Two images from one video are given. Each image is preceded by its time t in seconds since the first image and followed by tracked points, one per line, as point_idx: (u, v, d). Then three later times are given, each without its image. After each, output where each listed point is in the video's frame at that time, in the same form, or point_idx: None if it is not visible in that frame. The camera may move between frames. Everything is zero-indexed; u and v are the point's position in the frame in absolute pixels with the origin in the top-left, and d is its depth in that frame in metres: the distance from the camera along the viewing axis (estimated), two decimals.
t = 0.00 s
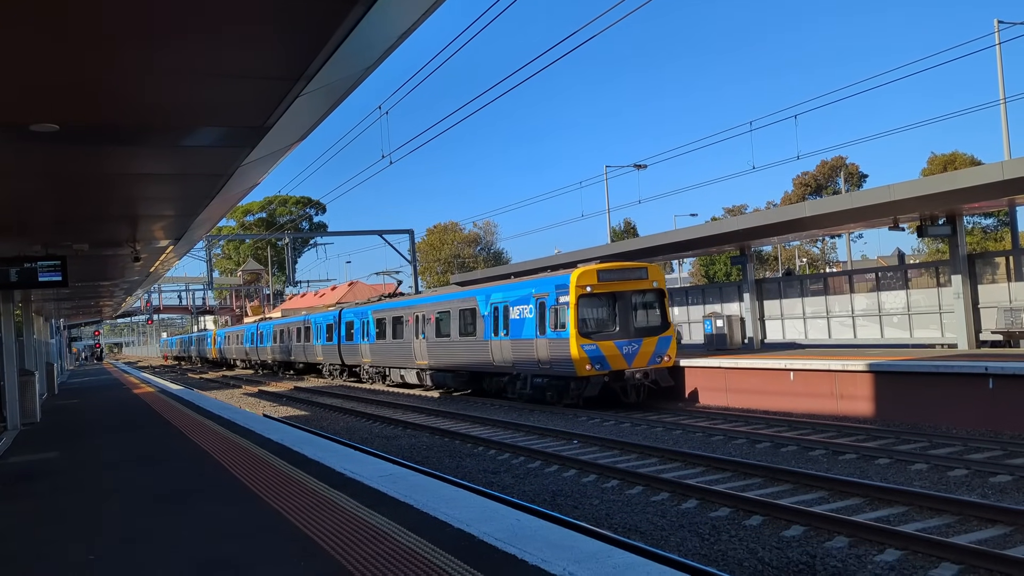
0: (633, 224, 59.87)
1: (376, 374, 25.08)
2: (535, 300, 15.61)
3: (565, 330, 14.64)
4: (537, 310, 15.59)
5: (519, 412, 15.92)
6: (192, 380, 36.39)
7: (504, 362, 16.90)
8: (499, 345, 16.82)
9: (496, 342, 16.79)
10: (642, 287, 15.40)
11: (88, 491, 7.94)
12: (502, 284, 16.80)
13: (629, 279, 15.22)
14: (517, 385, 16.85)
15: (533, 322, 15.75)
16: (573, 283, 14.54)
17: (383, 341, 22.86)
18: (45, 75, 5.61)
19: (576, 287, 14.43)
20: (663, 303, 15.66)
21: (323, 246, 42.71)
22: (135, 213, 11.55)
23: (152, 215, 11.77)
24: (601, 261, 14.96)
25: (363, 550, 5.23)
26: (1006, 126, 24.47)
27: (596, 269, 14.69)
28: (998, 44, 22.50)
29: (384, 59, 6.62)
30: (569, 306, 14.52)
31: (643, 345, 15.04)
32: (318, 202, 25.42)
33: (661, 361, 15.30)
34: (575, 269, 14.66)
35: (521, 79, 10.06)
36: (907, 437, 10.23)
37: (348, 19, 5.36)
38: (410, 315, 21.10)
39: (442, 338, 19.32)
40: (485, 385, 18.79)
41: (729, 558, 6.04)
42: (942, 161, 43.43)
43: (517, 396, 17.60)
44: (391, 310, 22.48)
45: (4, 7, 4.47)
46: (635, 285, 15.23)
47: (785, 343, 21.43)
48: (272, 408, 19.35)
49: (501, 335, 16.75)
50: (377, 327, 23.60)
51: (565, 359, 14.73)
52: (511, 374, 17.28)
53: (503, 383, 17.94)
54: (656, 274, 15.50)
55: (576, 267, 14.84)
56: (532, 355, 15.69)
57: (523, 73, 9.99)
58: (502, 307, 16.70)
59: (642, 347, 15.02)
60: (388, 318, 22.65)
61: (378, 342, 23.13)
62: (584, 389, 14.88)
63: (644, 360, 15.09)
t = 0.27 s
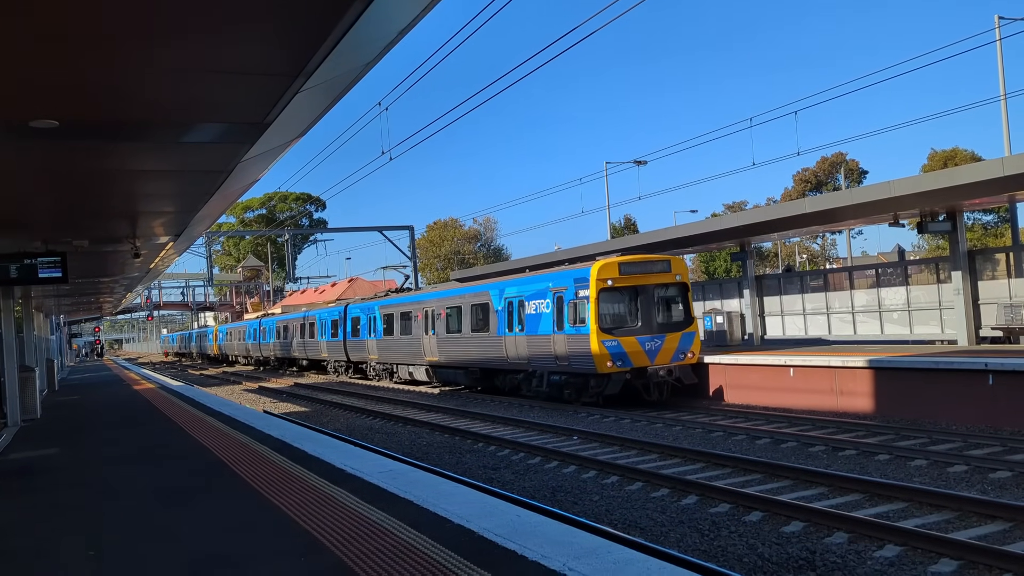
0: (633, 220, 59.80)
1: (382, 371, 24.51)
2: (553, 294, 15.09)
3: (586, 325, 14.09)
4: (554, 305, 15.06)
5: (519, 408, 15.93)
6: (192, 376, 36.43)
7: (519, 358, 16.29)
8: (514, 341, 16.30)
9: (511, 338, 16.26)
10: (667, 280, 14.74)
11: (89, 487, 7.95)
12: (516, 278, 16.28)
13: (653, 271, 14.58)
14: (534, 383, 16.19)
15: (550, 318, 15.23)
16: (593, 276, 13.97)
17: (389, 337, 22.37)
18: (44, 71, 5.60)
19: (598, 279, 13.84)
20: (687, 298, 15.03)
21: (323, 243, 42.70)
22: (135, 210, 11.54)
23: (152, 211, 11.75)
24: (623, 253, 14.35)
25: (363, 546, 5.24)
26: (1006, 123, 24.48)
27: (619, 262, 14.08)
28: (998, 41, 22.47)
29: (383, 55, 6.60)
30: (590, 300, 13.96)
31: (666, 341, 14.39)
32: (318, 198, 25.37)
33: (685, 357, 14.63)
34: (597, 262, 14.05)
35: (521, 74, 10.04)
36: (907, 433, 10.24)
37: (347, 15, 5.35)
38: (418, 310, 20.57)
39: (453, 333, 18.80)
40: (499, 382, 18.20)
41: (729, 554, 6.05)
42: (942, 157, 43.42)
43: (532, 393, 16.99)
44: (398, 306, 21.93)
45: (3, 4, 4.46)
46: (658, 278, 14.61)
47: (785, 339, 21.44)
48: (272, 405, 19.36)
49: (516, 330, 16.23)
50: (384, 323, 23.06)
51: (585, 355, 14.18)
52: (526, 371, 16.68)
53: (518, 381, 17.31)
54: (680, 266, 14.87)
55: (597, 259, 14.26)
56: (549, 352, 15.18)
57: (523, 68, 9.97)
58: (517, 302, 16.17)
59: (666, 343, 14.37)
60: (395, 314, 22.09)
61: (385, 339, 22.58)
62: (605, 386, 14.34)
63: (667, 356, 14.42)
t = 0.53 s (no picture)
0: (633, 218, 59.74)
1: (390, 370, 24.03)
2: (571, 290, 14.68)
3: (608, 322, 13.68)
4: (573, 302, 14.65)
5: (519, 406, 15.94)
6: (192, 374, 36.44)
7: (535, 356, 15.89)
8: (529, 338, 15.91)
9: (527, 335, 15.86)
10: (690, 276, 14.32)
11: (90, 485, 7.95)
12: (532, 274, 15.89)
13: (676, 267, 14.16)
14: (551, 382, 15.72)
15: (568, 315, 14.83)
16: (615, 271, 13.57)
17: (397, 335, 22.02)
18: (44, 70, 5.60)
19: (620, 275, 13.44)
20: (711, 294, 14.59)
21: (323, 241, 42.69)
22: (135, 208, 11.53)
23: (152, 209, 11.74)
24: (646, 248, 13.96)
25: (363, 544, 5.25)
26: (1006, 122, 24.48)
27: (641, 256, 13.68)
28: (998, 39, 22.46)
29: (383, 54, 6.60)
30: (612, 296, 13.57)
31: (691, 340, 13.94)
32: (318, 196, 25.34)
33: (710, 356, 14.17)
34: (618, 257, 13.66)
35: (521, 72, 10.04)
36: (907, 431, 10.24)
37: (347, 14, 5.35)
38: (428, 307, 20.20)
39: (465, 331, 18.42)
40: (514, 381, 17.74)
41: (729, 552, 6.05)
42: (942, 155, 43.42)
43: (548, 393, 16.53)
44: (406, 303, 21.53)
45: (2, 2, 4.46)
46: (682, 274, 14.18)
47: (785, 338, 21.45)
48: (272, 403, 19.37)
49: (532, 327, 15.84)
50: (391, 320, 22.67)
51: (607, 353, 13.75)
52: (542, 369, 16.25)
53: (534, 381, 16.82)
54: (704, 262, 14.43)
55: (619, 254, 13.87)
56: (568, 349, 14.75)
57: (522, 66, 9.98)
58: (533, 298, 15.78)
59: (690, 341, 13.92)
60: (404, 311, 21.68)
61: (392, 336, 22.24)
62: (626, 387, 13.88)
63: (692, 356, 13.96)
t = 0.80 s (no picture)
0: (633, 217, 59.74)
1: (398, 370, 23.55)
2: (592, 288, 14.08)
3: (631, 320, 13.01)
4: (594, 299, 14.06)
5: (519, 405, 15.94)
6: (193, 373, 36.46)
7: (552, 355, 15.33)
8: (546, 337, 15.38)
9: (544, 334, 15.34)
10: (717, 272, 13.65)
11: (90, 484, 7.95)
12: (550, 270, 15.36)
13: (702, 262, 13.48)
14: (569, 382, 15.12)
15: (588, 313, 14.25)
16: (639, 267, 12.92)
17: (405, 334, 21.64)
18: (45, 69, 5.60)
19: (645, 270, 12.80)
20: (739, 291, 13.96)
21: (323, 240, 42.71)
22: (134, 207, 11.52)
23: (152, 208, 11.72)
24: (671, 242, 13.29)
25: (363, 542, 5.26)
26: (1006, 120, 24.52)
27: (667, 251, 13.05)
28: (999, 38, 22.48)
29: (384, 53, 6.60)
30: (635, 293, 12.91)
31: (719, 339, 13.25)
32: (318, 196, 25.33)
33: (738, 356, 13.48)
34: (642, 251, 13.02)
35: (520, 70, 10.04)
36: (907, 430, 10.25)
37: (348, 13, 5.36)
38: (438, 305, 19.76)
39: (477, 329, 17.96)
40: (529, 381, 17.21)
41: (730, 551, 6.05)
42: (943, 155, 43.43)
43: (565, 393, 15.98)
44: (417, 301, 21.06)
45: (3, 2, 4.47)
46: (708, 269, 13.55)
47: (785, 337, 21.47)
48: (272, 402, 19.37)
49: (549, 326, 15.30)
50: (400, 318, 22.22)
51: (629, 354, 13.13)
52: (559, 369, 15.69)
53: (551, 381, 16.28)
54: (732, 256, 13.83)
55: (642, 249, 13.20)
56: (588, 349, 14.18)
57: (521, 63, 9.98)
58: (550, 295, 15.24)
59: (718, 340, 13.24)
60: (415, 309, 21.20)
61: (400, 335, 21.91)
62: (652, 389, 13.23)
63: (719, 355, 13.27)
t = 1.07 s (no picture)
0: (633, 217, 59.73)
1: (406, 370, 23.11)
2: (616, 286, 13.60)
3: (659, 318, 12.50)
4: (616, 297, 13.60)
5: (519, 405, 15.94)
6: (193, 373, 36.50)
7: (571, 355, 14.85)
8: (564, 336, 14.95)
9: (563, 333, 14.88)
10: (747, 268, 13.13)
11: (91, 484, 7.94)
12: (569, 267, 14.91)
13: (732, 258, 12.97)
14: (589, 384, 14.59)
15: (610, 311, 13.79)
16: (667, 263, 12.42)
17: (413, 333, 21.31)
18: (45, 69, 5.60)
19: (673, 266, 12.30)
20: (769, 288, 13.42)
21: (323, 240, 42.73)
22: (134, 207, 11.53)
23: (152, 208, 11.72)
24: (699, 237, 12.79)
25: (363, 543, 5.26)
26: (1006, 119, 24.53)
27: (695, 246, 12.54)
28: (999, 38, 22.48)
29: (384, 53, 6.60)
30: (663, 290, 12.40)
31: (749, 339, 12.75)
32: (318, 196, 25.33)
33: (767, 357, 12.97)
34: (670, 246, 12.52)
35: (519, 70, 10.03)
36: (907, 430, 10.25)
37: (348, 13, 5.36)
38: (449, 304, 19.37)
39: (491, 328, 17.57)
40: (545, 383, 16.72)
41: (730, 551, 6.06)
42: (942, 155, 43.45)
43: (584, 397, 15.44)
44: (426, 299, 20.66)
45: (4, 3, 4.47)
46: (737, 265, 13.02)
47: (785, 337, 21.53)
48: (272, 402, 19.38)
49: (568, 325, 14.85)
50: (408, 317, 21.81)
51: (655, 354, 12.63)
52: (578, 371, 15.19)
53: (569, 383, 15.81)
54: (762, 251, 13.29)
55: (670, 244, 12.70)
56: (612, 350, 13.67)
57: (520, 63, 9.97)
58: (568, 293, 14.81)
59: (748, 340, 12.73)
60: (423, 308, 20.78)
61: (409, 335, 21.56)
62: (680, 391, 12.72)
63: (749, 356, 12.76)
